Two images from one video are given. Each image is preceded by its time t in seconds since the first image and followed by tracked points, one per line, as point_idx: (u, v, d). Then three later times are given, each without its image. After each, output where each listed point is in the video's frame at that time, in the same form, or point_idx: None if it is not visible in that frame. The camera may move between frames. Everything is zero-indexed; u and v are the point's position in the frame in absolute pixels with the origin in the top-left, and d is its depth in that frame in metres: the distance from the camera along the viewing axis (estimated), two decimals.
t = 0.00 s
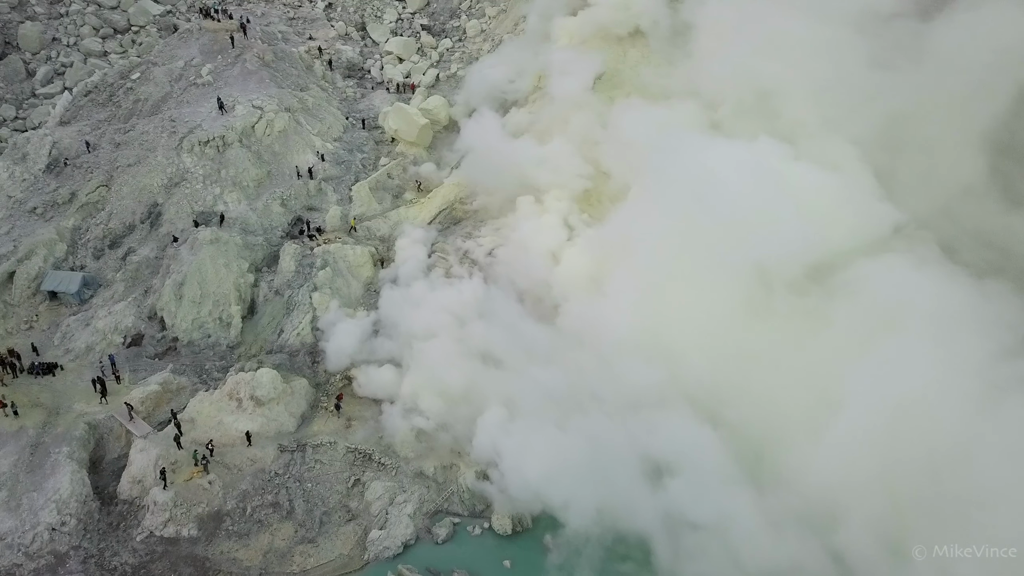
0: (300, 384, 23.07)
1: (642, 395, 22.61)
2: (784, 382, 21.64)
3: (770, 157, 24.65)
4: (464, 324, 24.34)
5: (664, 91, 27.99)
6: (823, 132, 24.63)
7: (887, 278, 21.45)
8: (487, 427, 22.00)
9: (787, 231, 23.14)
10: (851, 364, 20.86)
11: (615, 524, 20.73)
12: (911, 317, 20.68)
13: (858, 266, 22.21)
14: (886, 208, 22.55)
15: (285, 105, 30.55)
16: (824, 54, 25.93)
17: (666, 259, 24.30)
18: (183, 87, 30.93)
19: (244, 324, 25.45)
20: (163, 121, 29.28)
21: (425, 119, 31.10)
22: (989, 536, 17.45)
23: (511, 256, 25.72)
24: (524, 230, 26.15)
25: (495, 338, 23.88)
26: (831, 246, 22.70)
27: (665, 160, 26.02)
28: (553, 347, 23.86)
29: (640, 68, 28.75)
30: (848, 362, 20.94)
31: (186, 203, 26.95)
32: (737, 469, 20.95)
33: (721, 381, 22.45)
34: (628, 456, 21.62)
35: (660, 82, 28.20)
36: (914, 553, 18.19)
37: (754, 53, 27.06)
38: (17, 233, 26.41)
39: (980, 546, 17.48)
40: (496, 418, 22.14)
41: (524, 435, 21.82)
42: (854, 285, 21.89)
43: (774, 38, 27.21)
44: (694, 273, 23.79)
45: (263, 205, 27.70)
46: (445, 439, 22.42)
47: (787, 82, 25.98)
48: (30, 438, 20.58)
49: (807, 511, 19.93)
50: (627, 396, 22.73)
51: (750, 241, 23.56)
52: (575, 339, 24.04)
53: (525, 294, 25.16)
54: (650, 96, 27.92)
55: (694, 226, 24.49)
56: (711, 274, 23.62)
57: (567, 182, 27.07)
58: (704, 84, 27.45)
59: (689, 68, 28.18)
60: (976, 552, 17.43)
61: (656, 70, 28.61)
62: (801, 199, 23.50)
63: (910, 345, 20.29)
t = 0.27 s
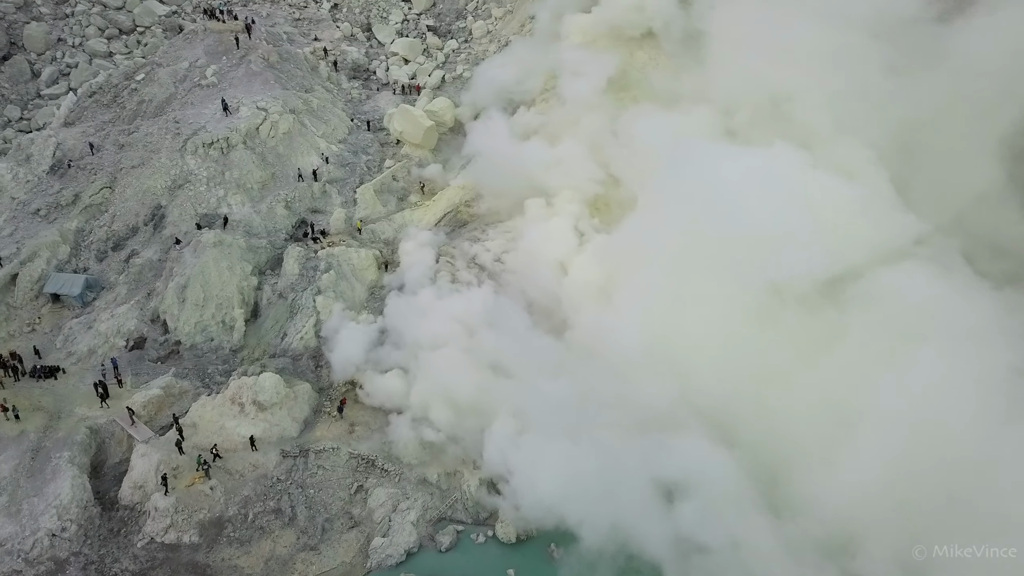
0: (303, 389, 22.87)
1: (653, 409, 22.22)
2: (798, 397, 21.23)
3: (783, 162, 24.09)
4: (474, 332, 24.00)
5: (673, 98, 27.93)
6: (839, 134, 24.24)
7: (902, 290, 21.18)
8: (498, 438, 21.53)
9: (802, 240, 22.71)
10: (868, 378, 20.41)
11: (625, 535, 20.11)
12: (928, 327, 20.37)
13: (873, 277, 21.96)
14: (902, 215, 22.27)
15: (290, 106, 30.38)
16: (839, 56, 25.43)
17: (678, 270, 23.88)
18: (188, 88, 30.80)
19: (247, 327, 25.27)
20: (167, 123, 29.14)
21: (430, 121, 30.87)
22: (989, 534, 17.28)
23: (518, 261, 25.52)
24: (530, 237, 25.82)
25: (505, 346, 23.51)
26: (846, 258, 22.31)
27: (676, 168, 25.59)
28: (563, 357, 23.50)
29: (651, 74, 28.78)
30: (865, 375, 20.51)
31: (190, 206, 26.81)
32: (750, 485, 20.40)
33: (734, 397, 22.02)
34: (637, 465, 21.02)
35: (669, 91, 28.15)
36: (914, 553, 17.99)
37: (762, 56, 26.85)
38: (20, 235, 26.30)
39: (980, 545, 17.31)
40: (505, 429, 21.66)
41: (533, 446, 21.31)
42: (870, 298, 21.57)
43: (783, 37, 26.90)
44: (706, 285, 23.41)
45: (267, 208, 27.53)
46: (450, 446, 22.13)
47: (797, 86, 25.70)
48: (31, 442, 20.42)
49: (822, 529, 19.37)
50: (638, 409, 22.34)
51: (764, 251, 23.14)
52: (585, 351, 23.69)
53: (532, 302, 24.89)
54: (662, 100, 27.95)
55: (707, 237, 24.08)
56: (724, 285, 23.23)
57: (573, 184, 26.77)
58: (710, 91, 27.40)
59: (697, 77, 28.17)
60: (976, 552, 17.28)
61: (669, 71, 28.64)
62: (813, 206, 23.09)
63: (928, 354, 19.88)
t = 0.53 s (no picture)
0: (306, 393, 22.67)
1: (666, 428, 21.54)
2: (815, 415, 20.40)
3: (795, 176, 23.83)
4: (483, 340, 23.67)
5: (684, 104, 27.75)
6: (857, 143, 24.00)
7: (921, 304, 20.59)
8: (508, 453, 21.20)
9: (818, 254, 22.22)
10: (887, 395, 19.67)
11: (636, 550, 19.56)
12: (948, 341, 19.80)
13: (890, 289, 21.36)
14: (920, 223, 21.99)
15: (295, 108, 30.22)
16: (855, 62, 25.20)
17: (690, 285, 23.32)
18: (193, 89, 30.66)
19: (251, 330, 25.09)
20: (172, 124, 29.00)
21: (436, 122, 30.65)
22: (990, 534, 17.16)
23: (526, 265, 25.06)
24: (539, 247, 25.24)
25: (515, 357, 23.13)
26: (864, 269, 21.63)
27: (685, 184, 25.44)
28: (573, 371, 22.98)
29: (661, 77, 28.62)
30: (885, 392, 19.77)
31: (195, 207, 26.66)
32: (768, 508, 19.72)
33: (750, 415, 21.20)
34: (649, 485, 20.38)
35: (679, 96, 27.97)
36: (913, 553, 17.76)
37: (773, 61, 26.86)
38: (24, 237, 26.21)
39: (980, 545, 17.16)
40: (513, 449, 21.25)
41: (543, 465, 20.87)
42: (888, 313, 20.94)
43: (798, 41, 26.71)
44: (718, 299, 22.87)
45: (271, 210, 27.36)
46: (454, 451, 21.90)
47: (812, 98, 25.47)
48: (32, 446, 20.28)
49: (843, 555, 18.66)
50: (649, 426, 21.65)
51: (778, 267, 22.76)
52: (596, 366, 23.06)
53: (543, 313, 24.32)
54: (673, 105, 27.78)
55: (720, 252, 23.62)
56: (737, 300, 22.68)
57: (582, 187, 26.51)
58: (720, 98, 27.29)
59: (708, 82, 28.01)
60: (976, 551, 17.12)
61: (679, 74, 28.50)
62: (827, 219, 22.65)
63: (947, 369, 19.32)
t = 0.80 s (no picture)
0: (310, 397, 22.46)
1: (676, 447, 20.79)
2: (829, 433, 19.29)
3: (803, 177, 22.57)
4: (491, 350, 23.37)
5: (694, 108, 26.93)
6: (872, 144, 22.74)
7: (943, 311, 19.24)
8: (518, 469, 20.90)
9: (830, 261, 21.03)
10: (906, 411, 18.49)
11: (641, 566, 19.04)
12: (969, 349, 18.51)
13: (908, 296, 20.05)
14: (939, 231, 20.60)
15: (301, 109, 30.06)
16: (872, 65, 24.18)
17: (698, 296, 22.44)
18: (198, 90, 30.53)
19: (255, 333, 24.92)
20: (177, 125, 28.87)
21: (442, 124, 30.46)
22: (990, 533, 16.44)
23: (532, 269, 24.96)
24: (547, 256, 24.98)
25: (525, 367, 22.83)
26: (880, 276, 20.41)
27: (692, 189, 24.47)
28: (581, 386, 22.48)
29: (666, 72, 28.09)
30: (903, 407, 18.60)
31: (199, 209, 26.51)
32: (787, 532, 18.76)
33: (764, 434, 20.32)
34: (664, 506, 19.66)
35: (687, 92, 27.42)
36: (914, 553, 17.00)
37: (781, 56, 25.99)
38: (28, 238, 26.13)
39: (981, 544, 16.45)
40: (525, 463, 20.98)
41: (553, 481, 20.43)
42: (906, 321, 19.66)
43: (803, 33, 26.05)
44: (729, 309, 21.92)
45: (276, 212, 27.18)
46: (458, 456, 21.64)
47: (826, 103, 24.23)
48: (35, 449, 20.15)
49: None
50: (659, 444, 20.98)
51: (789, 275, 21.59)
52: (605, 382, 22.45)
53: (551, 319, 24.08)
54: (678, 105, 27.17)
55: (729, 261, 22.61)
56: (746, 311, 21.69)
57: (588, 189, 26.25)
58: (727, 95, 26.54)
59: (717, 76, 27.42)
60: (976, 551, 16.42)
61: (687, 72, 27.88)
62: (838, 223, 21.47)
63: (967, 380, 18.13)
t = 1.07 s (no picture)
0: (314, 401, 22.29)
1: (688, 465, 20.11)
2: (845, 451, 18.47)
3: (818, 184, 21.85)
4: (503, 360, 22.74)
5: (708, 113, 26.47)
6: (886, 144, 22.14)
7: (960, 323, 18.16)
8: (528, 483, 20.34)
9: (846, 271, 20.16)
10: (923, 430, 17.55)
11: None
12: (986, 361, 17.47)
13: (925, 305, 19.01)
14: (957, 241, 19.79)
15: (306, 110, 29.89)
16: (887, 69, 23.57)
17: (709, 309, 21.74)
18: (204, 91, 30.39)
19: (259, 336, 24.76)
20: (182, 126, 28.73)
21: (448, 125, 30.25)
22: (990, 532, 15.79)
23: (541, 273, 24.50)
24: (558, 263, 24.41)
25: (534, 376, 22.14)
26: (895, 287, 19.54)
27: (703, 197, 23.80)
28: (588, 401, 21.69)
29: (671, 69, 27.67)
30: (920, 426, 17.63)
31: (204, 210, 26.35)
32: (804, 553, 18.11)
33: (781, 454, 19.61)
34: (677, 528, 19.03)
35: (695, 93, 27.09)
36: (913, 553, 16.39)
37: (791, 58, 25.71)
38: (33, 240, 26.04)
39: (981, 545, 15.77)
40: (534, 479, 20.33)
41: (558, 498, 19.83)
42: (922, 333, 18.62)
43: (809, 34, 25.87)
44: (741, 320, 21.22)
45: (281, 213, 27.02)
46: (462, 460, 21.31)
47: (843, 108, 23.54)
48: (37, 453, 20.03)
49: None
50: (671, 462, 20.28)
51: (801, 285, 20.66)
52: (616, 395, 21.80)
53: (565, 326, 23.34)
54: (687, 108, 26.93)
55: (741, 272, 21.85)
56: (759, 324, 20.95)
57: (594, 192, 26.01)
58: (737, 98, 26.22)
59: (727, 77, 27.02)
60: (975, 551, 15.77)
61: (691, 71, 27.47)
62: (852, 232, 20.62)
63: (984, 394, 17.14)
